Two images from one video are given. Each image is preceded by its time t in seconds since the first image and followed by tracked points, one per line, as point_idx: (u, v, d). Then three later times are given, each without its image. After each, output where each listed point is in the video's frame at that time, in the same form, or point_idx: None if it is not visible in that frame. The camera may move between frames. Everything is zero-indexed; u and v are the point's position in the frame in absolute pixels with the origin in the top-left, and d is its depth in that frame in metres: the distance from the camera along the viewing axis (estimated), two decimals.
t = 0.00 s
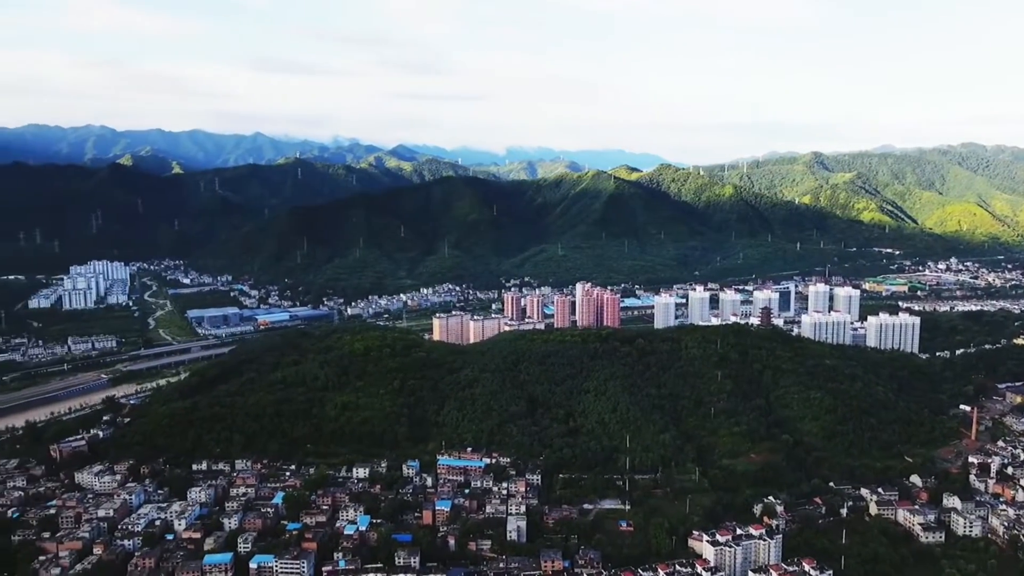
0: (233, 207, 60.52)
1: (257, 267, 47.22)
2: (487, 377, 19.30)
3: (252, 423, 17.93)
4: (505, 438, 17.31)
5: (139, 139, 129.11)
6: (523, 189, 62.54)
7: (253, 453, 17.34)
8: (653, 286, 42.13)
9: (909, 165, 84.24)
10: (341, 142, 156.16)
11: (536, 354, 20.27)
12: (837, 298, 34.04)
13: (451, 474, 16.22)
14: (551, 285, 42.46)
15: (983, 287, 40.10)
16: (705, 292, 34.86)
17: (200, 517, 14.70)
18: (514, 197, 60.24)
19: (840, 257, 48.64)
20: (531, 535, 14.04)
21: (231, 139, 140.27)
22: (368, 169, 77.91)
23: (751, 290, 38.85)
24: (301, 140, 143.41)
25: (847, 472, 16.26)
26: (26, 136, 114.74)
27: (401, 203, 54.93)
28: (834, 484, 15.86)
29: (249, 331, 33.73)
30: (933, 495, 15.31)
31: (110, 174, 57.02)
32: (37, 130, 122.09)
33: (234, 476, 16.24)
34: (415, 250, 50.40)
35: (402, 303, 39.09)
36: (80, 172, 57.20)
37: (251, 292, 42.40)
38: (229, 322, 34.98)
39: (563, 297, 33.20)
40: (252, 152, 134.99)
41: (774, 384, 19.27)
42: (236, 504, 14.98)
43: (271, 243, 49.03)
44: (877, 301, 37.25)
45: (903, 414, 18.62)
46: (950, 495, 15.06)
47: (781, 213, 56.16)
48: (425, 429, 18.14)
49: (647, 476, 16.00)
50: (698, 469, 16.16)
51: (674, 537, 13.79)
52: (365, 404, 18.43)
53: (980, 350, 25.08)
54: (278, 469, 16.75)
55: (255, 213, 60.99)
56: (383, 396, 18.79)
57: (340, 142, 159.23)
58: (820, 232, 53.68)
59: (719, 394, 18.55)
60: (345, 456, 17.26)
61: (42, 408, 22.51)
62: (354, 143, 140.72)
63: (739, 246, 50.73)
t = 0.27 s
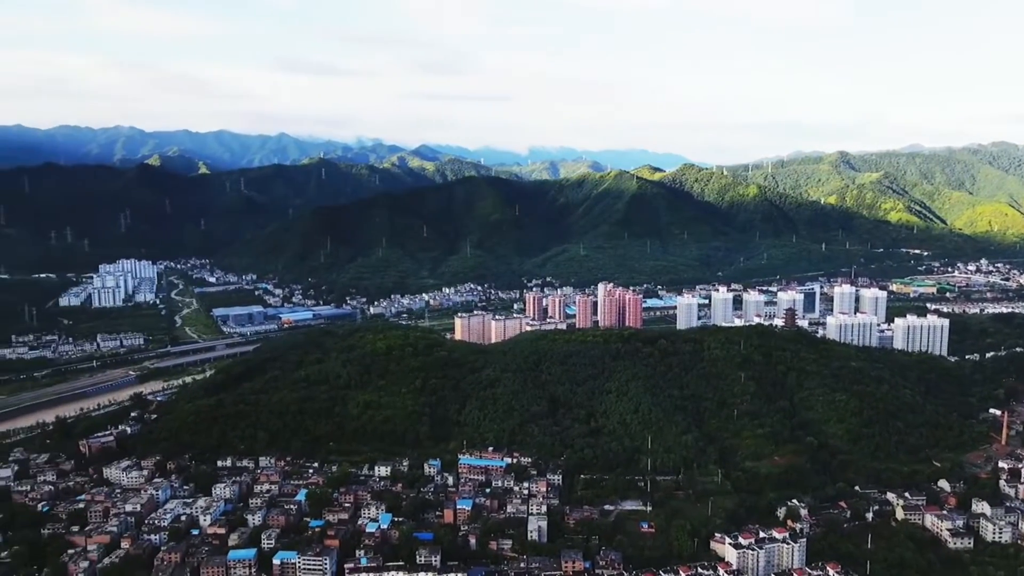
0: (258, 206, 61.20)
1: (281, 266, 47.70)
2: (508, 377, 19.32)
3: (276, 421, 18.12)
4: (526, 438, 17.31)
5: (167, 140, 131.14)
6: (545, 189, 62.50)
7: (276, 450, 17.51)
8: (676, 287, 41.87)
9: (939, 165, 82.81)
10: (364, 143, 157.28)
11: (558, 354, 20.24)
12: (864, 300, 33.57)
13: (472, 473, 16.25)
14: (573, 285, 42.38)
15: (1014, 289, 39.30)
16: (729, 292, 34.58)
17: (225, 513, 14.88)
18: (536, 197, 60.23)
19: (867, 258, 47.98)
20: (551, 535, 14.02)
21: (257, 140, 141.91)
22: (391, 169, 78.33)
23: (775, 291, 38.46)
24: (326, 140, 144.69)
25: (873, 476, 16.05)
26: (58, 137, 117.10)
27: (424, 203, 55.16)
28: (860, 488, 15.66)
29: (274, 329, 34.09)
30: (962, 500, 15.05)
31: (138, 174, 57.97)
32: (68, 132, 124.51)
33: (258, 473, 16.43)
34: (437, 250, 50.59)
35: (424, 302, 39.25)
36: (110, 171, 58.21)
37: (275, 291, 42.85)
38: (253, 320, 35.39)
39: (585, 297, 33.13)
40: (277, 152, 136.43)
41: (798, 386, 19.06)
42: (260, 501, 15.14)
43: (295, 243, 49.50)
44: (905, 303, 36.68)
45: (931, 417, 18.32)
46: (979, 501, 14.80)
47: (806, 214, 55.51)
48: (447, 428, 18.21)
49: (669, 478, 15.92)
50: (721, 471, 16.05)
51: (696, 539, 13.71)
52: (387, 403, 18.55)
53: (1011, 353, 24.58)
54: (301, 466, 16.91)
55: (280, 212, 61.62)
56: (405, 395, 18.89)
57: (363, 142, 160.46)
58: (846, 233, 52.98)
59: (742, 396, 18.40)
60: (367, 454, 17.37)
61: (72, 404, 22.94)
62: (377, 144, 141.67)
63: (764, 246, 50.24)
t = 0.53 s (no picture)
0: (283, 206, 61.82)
1: (305, 265, 48.14)
2: (530, 377, 19.32)
3: (299, 419, 18.30)
4: (548, 438, 17.30)
5: (194, 141, 133.09)
6: (567, 189, 62.40)
7: (300, 448, 17.68)
8: (699, 288, 41.58)
9: (969, 164, 81.33)
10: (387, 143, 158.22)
11: (579, 354, 20.18)
12: (891, 301, 33.09)
13: (493, 473, 16.28)
14: (595, 285, 42.27)
15: None
16: (752, 293, 34.27)
17: (249, 509, 15.04)
18: (558, 197, 60.17)
19: (894, 259, 47.28)
20: (572, 536, 13.99)
21: (281, 140, 143.48)
22: (414, 169, 78.67)
23: (800, 293, 38.04)
24: (349, 141, 145.81)
25: (899, 480, 15.81)
26: (88, 139, 119.40)
27: (446, 203, 55.34)
28: (886, 493, 15.44)
29: (297, 328, 34.40)
30: (991, 506, 14.77)
31: (166, 174, 58.88)
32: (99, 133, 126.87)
33: (282, 470, 16.60)
34: (459, 249, 50.74)
35: (446, 302, 39.37)
36: (138, 171, 59.17)
37: (299, 290, 43.26)
38: (277, 319, 35.75)
39: (607, 297, 33.05)
40: (301, 152, 137.72)
41: (823, 388, 18.83)
42: (283, 497, 15.30)
43: (318, 242, 49.93)
44: (933, 304, 36.09)
45: (959, 421, 18.00)
46: (1010, 507, 14.51)
47: (832, 214, 54.84)
48: (468, 428, 18.25)
49: (691, 479, 15.83)
50: (744, 473, 15.92)
51: (718, 542, 13.61)
52: (409, 402, 18.64)
53: None
54: (323, 464, 17.05)
55: (304, 212, 62.18)
56: (426, 395, 18.98)
57: (386, 142, 161.44)
58: (873, 233, 52.27)
59: (766, 398, 18.23)
60: (389, 453, 17.47)
61: (100, 400, 23.35)
62: (400, 144, 142.58)
63: (788, 247, 49.73)
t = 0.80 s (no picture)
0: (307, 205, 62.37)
1: (328, 264, 48.53)
2: (551, 377, 19.30)
3: (322, 417, 18.45)
4: (569, 438, 17.28)
5: (221, 141, 134.89)
6: (590, 189, 62.25)
7: (322, 445, 17.83)
8: (722, 288, 41.26)
9: (1000, 163, 79.78)
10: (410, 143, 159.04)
11: (601, 354, 20.11)
12: (919, 303, 32.57)
13: (514, 472, 16.29)
14: (617, 286, 42.12)
15: None
16: (777, 294, 33.93)
17: (272, 506, 15.20)
18: (580, 197, 60.05)
19: (922, 260, 46.55)
20: (593, 537, 13.95)
21: (306, 140, 144.87)
22: (437, 169, 78.93)
23: (825, 293, 37.59)
24: (373, 141, 146.82)
25: (926, 485, 15.55)
26: (118, 140, 121.54)
27: (468, 202, 55.45)
28: (912, 497, 15.19)
29: (320, 327, 34.68)
30: (1022, 512, 14.47)
31: (192, 174, 59.72)
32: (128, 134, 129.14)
33: (305, 468, 16.75)
34: (481, 249, 50.83)
35: (468, 302, 39.45)
36: (166, 171, 60.07)
37: (322, 289, 43.63)
38: (301, 317, 36.06)
39: (629, 298, 32.92)
40: (325, 152, 138.87)
41: (848, 391, 18.58)
42: (306, 494, 15.43)
43: (342, 241, 50.30)
44: (963, 306, 35.46)
45: (989, 425, 17.66)
46: None
47: (858, 214, 54.11)
48: (489, 427, 18.28)
49: (713, 482, 15.71)
50: (767, 476, 15.77)
51: (741, 545, 13.49)
52: (431, 401, 18.73)
53: None
54: (346, 462, 17.18)
55: (327, 211, 62.67)
56: (448, 394, 19.05)
57: (409, 142, 162.27)
58: (900, 234, 51.50)
59: (790, 401, 18.05)
60: (410, 452, 17.55)
61: (128, 397, 23.73)
62: (423, 144, 143.21)
63: (813, 247, 49.18)
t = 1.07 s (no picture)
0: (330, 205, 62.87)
1: (351, 263, 48.89)
2: (573, 377, 19.25)
3: (345, 415, 18.60)
4: (590, 438, 17.23)
5: (246, 141, 136.49)
6: (612, 189, 62.02)
7: (345, 443, 17.96)
8: (745, 289, 40.91)
9: None
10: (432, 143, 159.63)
11: (623, 355, 20.02)
12: (947, 305, 32.01)
13: (535, 472, 16.28)
14: (639, 286, 41.94)
15: None
16: (801, 295, 33.55)
17: (296, 503, 15.35)
18: (602, 197, 59.86)
19: (951, 261, 45.77)
20: (615, 537, 13.91)
21: (330, 140, 146.04)
22: (459, 169, 79.12)
23: (851, 295, 37.11)
24: (396, 141, 147.67)
25: (954, 489, 15.29)
26: (147, 140, 123.48)
27: (490, 202, 55.52)
28: (940, 502, 14.95)
29: (343, 325, 34.94)
30: None
31: (219, 174, 60.47)
32: (157, 135, 131.18)
33: (328, 465, 16.88)
34: (503, 249, 50.88)
35: (490, 301, 39.51)
36: (193, 171, 60.89)
37: (345, 288, 43.96)
38: (324, 316, 36.36)
39: (651, 298, 32.76)
40: (348, 152, 139.87)
41: (874, 393, 18.31)
42: (329, 492, 15.56)
43: (365, 241, 50.64)
44: (992, 308, 34.82)
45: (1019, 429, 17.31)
46: None
47: (885, 214, 53.33)
48: (511, 427, 18.28)
49: (736, 484, 15.59)
50: (791, 479, 15.63)
51: (764, 548, 13.37)
52: (452, 400, 18.79)
53: None
54: (368, 460, 17.28)
55: (351, 211, 63.12)
56: (469, 393, 19.10)
57: (432, 142, 162.93)
58: (928, 234, 50.66)
59: (815, 403, 17.83)
60: (432, 451, 17.63)
61: (155, 394, 24.09)
62: (446, 144, 143.67)
63: (839, 248, 48.58)
